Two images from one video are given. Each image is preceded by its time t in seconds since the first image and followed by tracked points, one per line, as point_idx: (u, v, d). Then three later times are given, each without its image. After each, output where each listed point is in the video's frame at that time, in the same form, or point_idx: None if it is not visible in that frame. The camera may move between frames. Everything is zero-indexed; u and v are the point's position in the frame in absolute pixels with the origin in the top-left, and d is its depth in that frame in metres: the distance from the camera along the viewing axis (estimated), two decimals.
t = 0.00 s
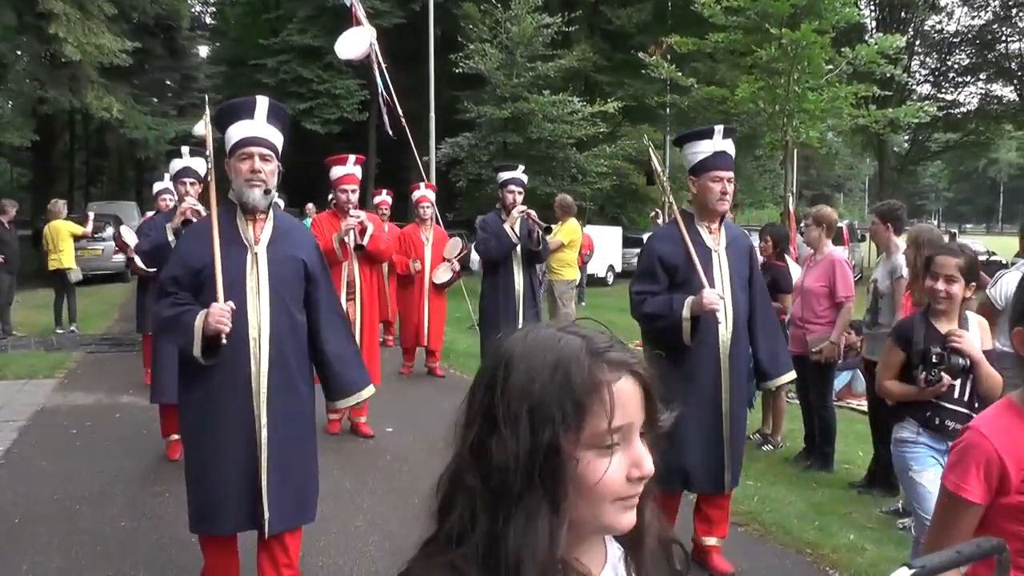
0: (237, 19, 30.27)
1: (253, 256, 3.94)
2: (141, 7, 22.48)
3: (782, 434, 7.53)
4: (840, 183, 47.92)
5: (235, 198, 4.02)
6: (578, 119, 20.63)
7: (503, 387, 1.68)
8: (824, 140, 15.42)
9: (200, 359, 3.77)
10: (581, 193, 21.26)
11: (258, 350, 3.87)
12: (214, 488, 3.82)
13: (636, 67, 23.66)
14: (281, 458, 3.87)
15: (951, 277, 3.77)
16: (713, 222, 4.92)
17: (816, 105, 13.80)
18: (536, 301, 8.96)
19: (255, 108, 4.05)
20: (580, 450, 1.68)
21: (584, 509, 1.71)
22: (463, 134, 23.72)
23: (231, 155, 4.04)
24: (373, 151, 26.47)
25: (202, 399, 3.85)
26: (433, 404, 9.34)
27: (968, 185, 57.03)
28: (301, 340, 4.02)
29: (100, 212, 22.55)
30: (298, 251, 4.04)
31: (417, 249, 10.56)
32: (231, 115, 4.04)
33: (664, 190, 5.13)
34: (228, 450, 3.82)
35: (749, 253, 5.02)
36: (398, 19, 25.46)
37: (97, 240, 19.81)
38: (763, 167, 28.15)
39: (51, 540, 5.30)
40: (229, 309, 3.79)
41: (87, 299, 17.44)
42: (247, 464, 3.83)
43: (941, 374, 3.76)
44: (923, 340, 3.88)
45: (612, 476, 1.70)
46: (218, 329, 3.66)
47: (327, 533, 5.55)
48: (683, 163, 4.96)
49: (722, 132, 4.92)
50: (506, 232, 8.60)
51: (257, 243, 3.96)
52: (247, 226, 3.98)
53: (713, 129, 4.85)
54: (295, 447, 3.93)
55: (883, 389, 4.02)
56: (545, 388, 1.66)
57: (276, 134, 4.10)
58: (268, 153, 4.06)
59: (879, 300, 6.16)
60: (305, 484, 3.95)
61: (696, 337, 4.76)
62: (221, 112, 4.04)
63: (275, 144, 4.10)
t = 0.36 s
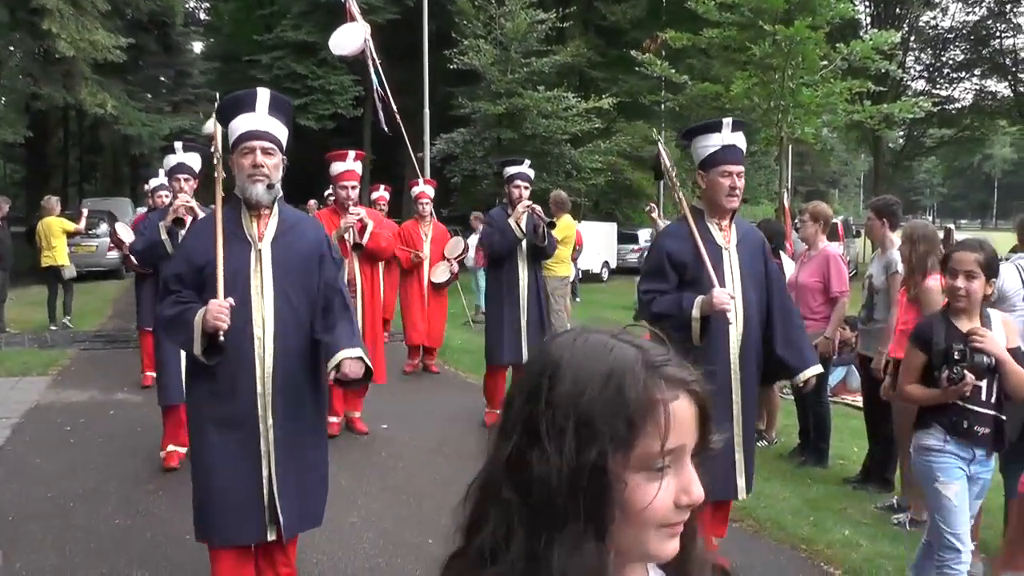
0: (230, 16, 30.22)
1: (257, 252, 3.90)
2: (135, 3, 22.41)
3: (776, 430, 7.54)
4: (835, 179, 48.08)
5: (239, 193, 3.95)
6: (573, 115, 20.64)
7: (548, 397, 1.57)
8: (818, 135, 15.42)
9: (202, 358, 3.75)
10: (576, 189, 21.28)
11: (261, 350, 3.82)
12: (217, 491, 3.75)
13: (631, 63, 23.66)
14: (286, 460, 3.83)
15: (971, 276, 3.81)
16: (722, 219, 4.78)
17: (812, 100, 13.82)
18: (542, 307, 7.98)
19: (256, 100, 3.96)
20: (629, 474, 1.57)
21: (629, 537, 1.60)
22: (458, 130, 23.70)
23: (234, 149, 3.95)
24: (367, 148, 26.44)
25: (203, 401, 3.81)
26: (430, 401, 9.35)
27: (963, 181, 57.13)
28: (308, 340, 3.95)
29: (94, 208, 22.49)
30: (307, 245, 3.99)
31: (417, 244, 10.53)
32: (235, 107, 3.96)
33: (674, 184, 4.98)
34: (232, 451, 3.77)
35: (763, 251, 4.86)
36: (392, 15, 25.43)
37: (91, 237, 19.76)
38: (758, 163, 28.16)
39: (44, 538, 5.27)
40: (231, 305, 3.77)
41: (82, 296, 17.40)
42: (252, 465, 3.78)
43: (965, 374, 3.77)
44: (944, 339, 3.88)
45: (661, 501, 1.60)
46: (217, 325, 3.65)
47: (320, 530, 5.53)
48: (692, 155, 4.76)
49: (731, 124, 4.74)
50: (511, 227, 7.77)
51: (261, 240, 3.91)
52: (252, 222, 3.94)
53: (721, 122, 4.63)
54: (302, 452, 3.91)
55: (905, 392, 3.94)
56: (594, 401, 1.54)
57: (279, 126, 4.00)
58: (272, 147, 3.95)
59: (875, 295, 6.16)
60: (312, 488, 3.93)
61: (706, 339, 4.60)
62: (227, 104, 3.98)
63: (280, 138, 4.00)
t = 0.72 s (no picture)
0: (226, 13, 30.18)
1: (244, 250, 3.86)
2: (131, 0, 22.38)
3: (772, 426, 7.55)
4: (832, 175, 48.14)
5: (223, 189, 3.94)
6: (569, 112, 20.62)
7: (659, 409, 1.45)
8: (815, 132, 15.42)
9: (189, 362, 3.69)
10: (572, 185, 21.27)
11: (252, 352, 3.75)
12: (213, 501, 3.67)
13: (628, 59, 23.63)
14: (283, 466, 3.74)
15: (1001, 272, 3.74)
16: (728, 215, 4.92)
17: (808, 97, 13.84)
18: (540, 304, 7.95)
19: (240, 93, 4.00)
20: (748, 500, 1.45)
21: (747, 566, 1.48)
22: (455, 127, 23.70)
23: (218, 144, 3.99)
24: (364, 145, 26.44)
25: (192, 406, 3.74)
26: (427, 397, 9.35)
27: (961, 176, 57.22)
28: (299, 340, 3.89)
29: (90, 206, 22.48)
30: (294, 243, 3.95)
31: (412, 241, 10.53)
32: (215, 102, 4.00)
33: (676, 179, 5.11)
34: (228, 460, 3.69)
35: (764, 243, 5.04)
36: (388, 12, 25.42)
37: (88, 234, 19.73)
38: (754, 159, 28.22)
39: (43, 535, 5.28)
40: (220, 306, 3.72)
41: (79, 293, 17.39)
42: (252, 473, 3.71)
43: (992, 372, 3.70)
44: (972, 337, 3.81)
45: (782, 534, 1.49)
46: (206, 327, 3.59)
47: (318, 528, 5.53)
48: (696, 150, 4.89)
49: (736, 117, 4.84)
50: (506, 223, 7.82)
51: (248, 237, 3.88)
52: (236, 219, 3.91)
53: (728, 113, 4.75)
54: (302, 458, 3.82)
55: (927, 392, 3.88)
56: (710, 419, 1.41)
57: (264, 119, 4.04)
58: (256, 141, 3.99)
59: (871, 290, 6.15)
60: (311, 496, 3.84)
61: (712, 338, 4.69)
62: (208, 97, 4.01)
63: (264, 132, 4.04)
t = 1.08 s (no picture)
0: (225, 12, 30.17)
1: (256, 253, 3.72)
2: None
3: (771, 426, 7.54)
4: (830, 175, 48.27)
5: (236, 190, 3.81)
6: (567, 111, 20.61)
7: (722, 429, 1.35)
8: (813, 132, 15.42)
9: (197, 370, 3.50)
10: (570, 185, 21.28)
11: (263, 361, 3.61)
12: (217, 514, 3.53)
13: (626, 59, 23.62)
14: (291, 480, 3.59)
15: None
16: (749, 219, 4.73)
17: (805, 98, 13.86)
18: (541, 303, 7.92)
19: (258, 92, 3.88)
20: (805, 537, 1.35)
21: None
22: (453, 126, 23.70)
23: (233, 142, 3.85)
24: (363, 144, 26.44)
25: (199, 416, 3.57)
26: (425, 398, 9.33)
27: (958, 175, 57.41)
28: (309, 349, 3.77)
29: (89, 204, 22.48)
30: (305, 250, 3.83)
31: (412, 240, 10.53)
32: (232, 99, 3.87)
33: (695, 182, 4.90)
34: (230, 471, 3.53)
35: (785, 250, 4.86)
36: (387, 11, 25.43)
37: (87, 232, 19.71)
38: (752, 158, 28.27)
39: (40, 534, 5.27)
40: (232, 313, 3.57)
41: (78, 291, 17.39)
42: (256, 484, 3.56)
43: None
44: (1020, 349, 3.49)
45: (848, 568, 1.38)
46: (221, 337, 3.43)
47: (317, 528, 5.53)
48: (718, 151, 4.72)
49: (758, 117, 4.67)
50: (504, 223, 7.75)
51: (260, 240, 3.74)
52: (249, 221, 3.77)
53: (748, 113, 4.60)
54: (311, 472, 3.67)
55: (971, 409, 3.61)
56: (768, 444, 1.29)
57: (281, 119, 3.91)
58: (273, 140, 3.86)
59: (869, 291, 6.14)
60: (319, 511, 3.68)
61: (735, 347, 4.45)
62: (223, 94, 3.86)
63: (281, 131, 3.90)
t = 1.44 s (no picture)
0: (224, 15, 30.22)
1: (281, 258, 3.68)
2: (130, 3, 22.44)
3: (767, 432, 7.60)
4: (828, 179, 48.41)
5: (262, 193, 3.74)
6: (566, 116, 20.66)
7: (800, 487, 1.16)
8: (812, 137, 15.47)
9: (218, 376, 3.49)
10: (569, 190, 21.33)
11: (285, 368, 3.57)
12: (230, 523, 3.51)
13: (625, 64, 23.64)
14: (309, 491, 3.55)
15: None
16: (784, 221, 4.34)
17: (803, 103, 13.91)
18: (553, 310, 7.88)
19: (280, 91, 3.78)
20: None
21: None
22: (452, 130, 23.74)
23: (256, 141, 3.76)
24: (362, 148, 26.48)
25: (221, 424, 3.55)
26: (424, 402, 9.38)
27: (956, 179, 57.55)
28: (336, 357, 3.71)
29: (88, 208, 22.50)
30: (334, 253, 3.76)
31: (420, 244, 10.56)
32: (253, 98, 3.78)
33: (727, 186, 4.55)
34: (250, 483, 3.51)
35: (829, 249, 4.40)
36: (387, 16, 25.46)
37: (87, 236, 19.73)
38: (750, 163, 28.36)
39: (38, 537, 5.29)
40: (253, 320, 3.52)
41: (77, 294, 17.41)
42: (273, 498, 3.53)
43: None
44: None
45: None
46: (238, 341, 3.38)
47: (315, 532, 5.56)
48: (752, 154, 4.38)
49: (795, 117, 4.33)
50: (521, 229, 7.66)
51: (285, 245, 3.69)
52: (274, 225, 3.73)
53: (785, 113, 4.25)
54: (329, 482, 3.63)
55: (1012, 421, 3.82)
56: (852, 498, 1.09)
57: (305, 118, 3.83)
58: (300, 140, 3.77)
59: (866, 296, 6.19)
60: (336, 521, 3.65)
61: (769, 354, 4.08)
62: (245, 94, 3.78)
63: (306, 131, 3.82)
